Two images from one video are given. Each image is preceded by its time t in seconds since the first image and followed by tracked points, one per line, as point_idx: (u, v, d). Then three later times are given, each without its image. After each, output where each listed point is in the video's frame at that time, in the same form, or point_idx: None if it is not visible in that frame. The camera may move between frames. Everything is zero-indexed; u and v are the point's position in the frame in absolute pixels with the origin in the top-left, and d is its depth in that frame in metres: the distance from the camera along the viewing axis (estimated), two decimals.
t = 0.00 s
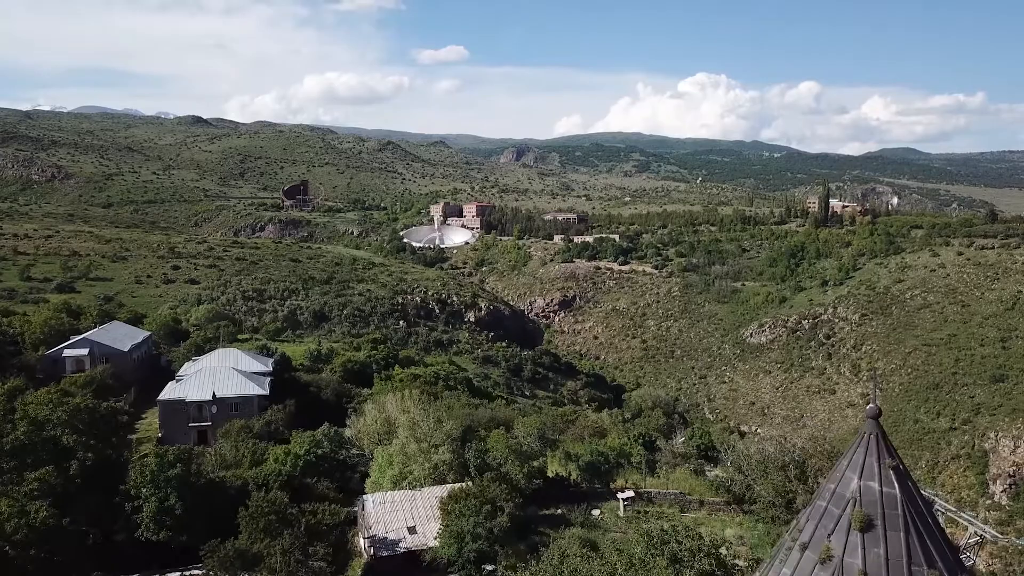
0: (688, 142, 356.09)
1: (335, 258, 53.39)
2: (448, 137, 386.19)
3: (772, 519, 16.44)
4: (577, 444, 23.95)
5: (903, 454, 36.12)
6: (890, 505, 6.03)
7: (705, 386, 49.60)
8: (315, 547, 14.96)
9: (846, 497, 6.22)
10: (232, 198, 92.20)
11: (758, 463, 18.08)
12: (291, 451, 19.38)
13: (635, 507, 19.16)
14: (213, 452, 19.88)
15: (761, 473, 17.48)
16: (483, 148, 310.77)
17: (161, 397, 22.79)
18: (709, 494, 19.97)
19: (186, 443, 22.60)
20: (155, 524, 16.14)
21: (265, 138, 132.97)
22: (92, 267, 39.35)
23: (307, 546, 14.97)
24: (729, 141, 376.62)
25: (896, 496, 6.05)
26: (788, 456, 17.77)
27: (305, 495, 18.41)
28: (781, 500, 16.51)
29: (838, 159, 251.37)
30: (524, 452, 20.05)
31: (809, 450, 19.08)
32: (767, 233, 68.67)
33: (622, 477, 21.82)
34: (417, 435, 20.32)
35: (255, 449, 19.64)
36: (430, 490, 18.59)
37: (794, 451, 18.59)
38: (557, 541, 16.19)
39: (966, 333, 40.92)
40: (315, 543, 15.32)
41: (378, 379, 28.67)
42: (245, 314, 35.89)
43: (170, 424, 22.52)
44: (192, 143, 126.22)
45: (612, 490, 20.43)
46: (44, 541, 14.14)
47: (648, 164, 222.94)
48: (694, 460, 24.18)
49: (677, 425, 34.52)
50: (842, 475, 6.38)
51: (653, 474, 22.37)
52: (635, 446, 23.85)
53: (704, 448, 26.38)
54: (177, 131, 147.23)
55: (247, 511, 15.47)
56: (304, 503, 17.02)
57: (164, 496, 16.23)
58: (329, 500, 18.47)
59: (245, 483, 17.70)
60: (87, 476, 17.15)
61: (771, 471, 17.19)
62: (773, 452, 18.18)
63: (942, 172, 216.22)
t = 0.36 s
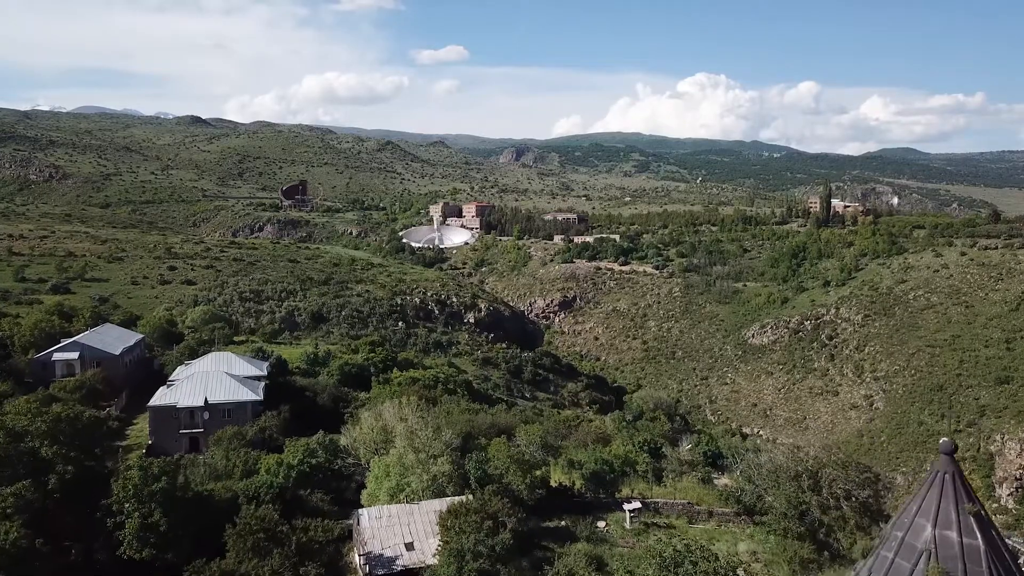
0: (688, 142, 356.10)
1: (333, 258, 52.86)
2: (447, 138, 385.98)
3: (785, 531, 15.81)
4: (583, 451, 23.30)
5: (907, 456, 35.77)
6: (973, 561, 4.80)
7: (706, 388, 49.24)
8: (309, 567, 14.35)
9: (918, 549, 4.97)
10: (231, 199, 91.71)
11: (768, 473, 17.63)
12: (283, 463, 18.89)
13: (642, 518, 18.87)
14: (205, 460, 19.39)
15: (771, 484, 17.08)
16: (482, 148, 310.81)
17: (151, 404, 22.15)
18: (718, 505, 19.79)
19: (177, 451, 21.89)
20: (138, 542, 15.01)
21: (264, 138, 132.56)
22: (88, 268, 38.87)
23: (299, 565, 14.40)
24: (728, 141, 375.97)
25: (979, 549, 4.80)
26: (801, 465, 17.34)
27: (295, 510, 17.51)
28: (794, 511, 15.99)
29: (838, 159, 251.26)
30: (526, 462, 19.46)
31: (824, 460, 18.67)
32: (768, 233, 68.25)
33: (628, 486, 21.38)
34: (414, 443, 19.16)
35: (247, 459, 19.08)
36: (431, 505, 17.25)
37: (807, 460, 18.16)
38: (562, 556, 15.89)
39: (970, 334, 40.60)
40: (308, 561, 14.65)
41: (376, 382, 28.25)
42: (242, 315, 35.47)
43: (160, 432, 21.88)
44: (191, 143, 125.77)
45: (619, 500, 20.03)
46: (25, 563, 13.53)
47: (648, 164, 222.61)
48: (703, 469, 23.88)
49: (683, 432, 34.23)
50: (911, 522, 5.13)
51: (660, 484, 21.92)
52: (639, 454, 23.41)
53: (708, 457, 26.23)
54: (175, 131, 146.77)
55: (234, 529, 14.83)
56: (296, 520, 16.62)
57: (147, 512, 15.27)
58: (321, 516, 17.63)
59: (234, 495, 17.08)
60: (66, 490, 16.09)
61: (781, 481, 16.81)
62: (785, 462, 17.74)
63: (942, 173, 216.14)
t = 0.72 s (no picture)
0: (688, 142, 355.65)
1: (331, 258, 52.47)
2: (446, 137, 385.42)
3: (799, 544, 16.95)
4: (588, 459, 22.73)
5: (911, 459, 35.47)
6: None
7: (708, 389, 48.91)
8: None
9: None
10: (229, 199, 91.26)
11: (780, 482, 19.21)
12: (275, 473, 17.99)
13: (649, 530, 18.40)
14: (195, 469, 18.95)
15: (785, 494, 18.56)
16: (482, 147, 310.14)
17: (141, 409, 21.66)
18: (729, 516, 19.39)
19: (167, 459, 21.35)
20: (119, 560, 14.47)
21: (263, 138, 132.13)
22: (83, 269, 38.50)
23: None
24: (728, 141, 375.25)
25: None
26: (813, 477, 19.27)
27: (286, 525, 17.04)
28: (809, 524, 17.37)
29: (838, 159, 250.81)
30: (530, 472, 18.89)
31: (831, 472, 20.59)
32: (770, 233, 67.83)
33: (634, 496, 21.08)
34: (413, 456, 18.33)
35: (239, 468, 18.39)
36: (430, 519, 16.43)
37: (818, 471, 20.24)
38: None
39: (974, 335, 40.22)
40: None
41: (374, 386, 27.88)
42: (239, 316, 35.15)
43: (150, 439, 21.33)
44: (190, 143, 125.27)
45: (624, 510, 19.61)
46: None
47: (647, 164, 222.05)
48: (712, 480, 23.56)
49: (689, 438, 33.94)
50: None
51: (667, 493, 21.60)
52: (645, 463, 22.79)
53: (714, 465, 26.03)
54: (174, 131, 146.25)
55: (219, 549, 14.47)
56: (286, 539, 16.11)
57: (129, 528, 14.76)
58: (314, 532, 17.08)
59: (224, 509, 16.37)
60: (44, 506, 15.62)
61: (795, 492, 18.41)
62: (797, 473, 19.58)
63: (942, 172, 215.73)
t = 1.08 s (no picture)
0: (687, 142, 355.25)
1: (329, 258, 52.05)
2: (445, 138, 385.12)
3: (814, 558, 17.01)
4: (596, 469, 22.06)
5: (915, 462, 35.10)
6: None
7: (710, 391, 48.52)
8: None
9: None
10: (228, 199, 90.84)
11: (793, 494, 19.15)
12: (266, 485, 17.41)
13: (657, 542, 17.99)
14: (185, 479, 18.48)
15: (799, 506, 18.50)
16: (482, 147, 309.87)
17: (131, 416, 21.13)
18: (739, 528, 19.11)
19: (158, 467, 20.92)
20: None
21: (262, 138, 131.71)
22: (78, 270, 38.12)
23: None
24: (727, 141, 374.80)
25: None
26: (826, 490, 19.43)
27: (278, 539, 16.05)
28: (824, 538, 17.49)
29: (838, 158, 250.46)
30: (533, 483, 18.37)
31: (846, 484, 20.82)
32: (771, 233, 67.44)
33: (641, 508, 20.58)
34: (411, 467, 17.85)
35: (230, 479, 17.88)
36: (425, 537, 15.88)
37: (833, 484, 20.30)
38: None
39: (979, 336, 39.85)
40: None
41: (372, 390, 27.49)
42: (236, 317, 34.77)
43: (140, 446, 20.90)
44: (189, 143, 124.84)
45: (632, 523, 19.07)
46: None
47: (647, 163, 221.62)
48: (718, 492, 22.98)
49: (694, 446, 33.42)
50: None
51: (675, 503, 21.28)
52: (652, 471, 22.37)
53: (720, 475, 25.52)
54: (173, 131, 145.79)
55: (204, 570, 13.99)
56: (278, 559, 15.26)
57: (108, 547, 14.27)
58: (307, 547, 16.19)
59: (211, 524, 15.70)
60: (19, 522, 15.15)
61: (810, 504, 18.44)
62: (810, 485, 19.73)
63: (942, 172, 215.50)
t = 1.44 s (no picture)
0: (687, 142, 354.99)
1: (327, 259, 51.64)
2: (445, 138, 384.77)
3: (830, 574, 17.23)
4: (601, 478, 21.89)
5: (920, 464, 34.70)
6: None
7: (711, 392, 48.15)
8: None
9: None
10: (227, 199, 90.44)
11: (809, 505, 18.93)
12: (256, 499, 16.95)
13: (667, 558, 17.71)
14: (175, 490, 18.01)
15: (815, 519, 18.41)
16: (482, 148, 309.37)
17: (119, 424, 20.56)
18: (751, 541, 18.97)
19: (146, 476, 20.34)
20: None
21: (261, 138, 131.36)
22: (73, 270, 37.71)
23: None
24: (727, 141, 374.36)
25: None
26: (845, 500, 19.17)
27: (270, 555, 15.62)
28: (842, 553, 17.50)
29: (838, 158, 250.22)
30: (536, 494, 17.85)
31: (865, 494, 20.46)
32: (773, 234, 67.06)
33: (648, 520, 20.31)
34: (409, 481, 17.16)
35: (220, 490, 17.44)
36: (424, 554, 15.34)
37: (852, 494, 19.91)
38: None
39: (983, 337, 39.45)
40: None
41: (370, 394, 27.07)
42: (232, 319, 34.35)
43: (128, 455, 20.31)
44: (188, 143, 124.41)
45: (639, 536, 18.78)
46: None
47: (647, 164, 221.30)
48: (727, 501, 22.55)
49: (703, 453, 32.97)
50: None
51: (684, 515, 20.98)
52: (659, 480, 22.17)
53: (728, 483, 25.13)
54: (172, 131, 145.33)
55: None
56: None
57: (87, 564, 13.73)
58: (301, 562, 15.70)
59: (197, 541, 15.12)
60: None
61: (826, 518, 18.22)
62: (828, 494, 19.47)
63: (942, 172, 215.19)
